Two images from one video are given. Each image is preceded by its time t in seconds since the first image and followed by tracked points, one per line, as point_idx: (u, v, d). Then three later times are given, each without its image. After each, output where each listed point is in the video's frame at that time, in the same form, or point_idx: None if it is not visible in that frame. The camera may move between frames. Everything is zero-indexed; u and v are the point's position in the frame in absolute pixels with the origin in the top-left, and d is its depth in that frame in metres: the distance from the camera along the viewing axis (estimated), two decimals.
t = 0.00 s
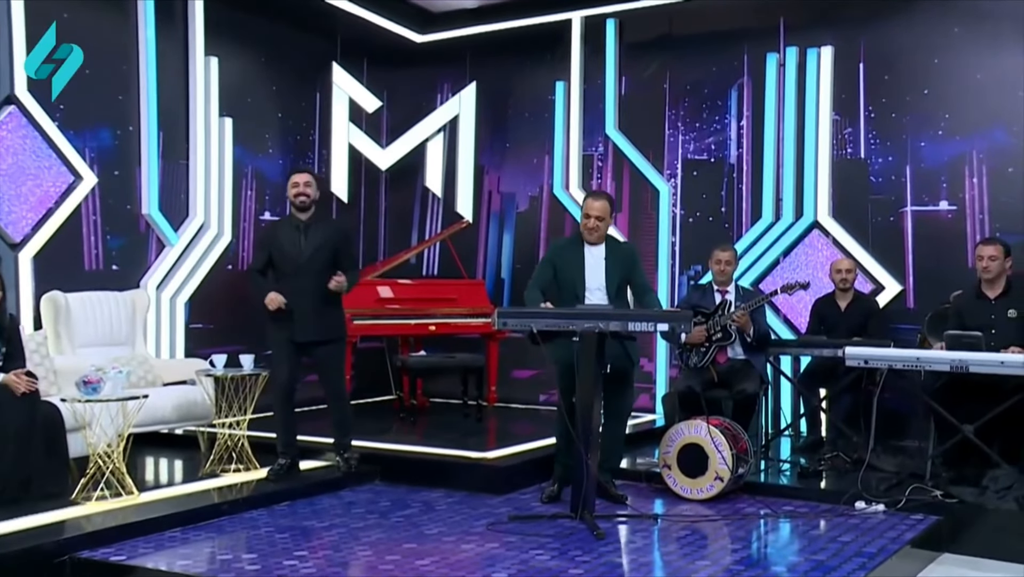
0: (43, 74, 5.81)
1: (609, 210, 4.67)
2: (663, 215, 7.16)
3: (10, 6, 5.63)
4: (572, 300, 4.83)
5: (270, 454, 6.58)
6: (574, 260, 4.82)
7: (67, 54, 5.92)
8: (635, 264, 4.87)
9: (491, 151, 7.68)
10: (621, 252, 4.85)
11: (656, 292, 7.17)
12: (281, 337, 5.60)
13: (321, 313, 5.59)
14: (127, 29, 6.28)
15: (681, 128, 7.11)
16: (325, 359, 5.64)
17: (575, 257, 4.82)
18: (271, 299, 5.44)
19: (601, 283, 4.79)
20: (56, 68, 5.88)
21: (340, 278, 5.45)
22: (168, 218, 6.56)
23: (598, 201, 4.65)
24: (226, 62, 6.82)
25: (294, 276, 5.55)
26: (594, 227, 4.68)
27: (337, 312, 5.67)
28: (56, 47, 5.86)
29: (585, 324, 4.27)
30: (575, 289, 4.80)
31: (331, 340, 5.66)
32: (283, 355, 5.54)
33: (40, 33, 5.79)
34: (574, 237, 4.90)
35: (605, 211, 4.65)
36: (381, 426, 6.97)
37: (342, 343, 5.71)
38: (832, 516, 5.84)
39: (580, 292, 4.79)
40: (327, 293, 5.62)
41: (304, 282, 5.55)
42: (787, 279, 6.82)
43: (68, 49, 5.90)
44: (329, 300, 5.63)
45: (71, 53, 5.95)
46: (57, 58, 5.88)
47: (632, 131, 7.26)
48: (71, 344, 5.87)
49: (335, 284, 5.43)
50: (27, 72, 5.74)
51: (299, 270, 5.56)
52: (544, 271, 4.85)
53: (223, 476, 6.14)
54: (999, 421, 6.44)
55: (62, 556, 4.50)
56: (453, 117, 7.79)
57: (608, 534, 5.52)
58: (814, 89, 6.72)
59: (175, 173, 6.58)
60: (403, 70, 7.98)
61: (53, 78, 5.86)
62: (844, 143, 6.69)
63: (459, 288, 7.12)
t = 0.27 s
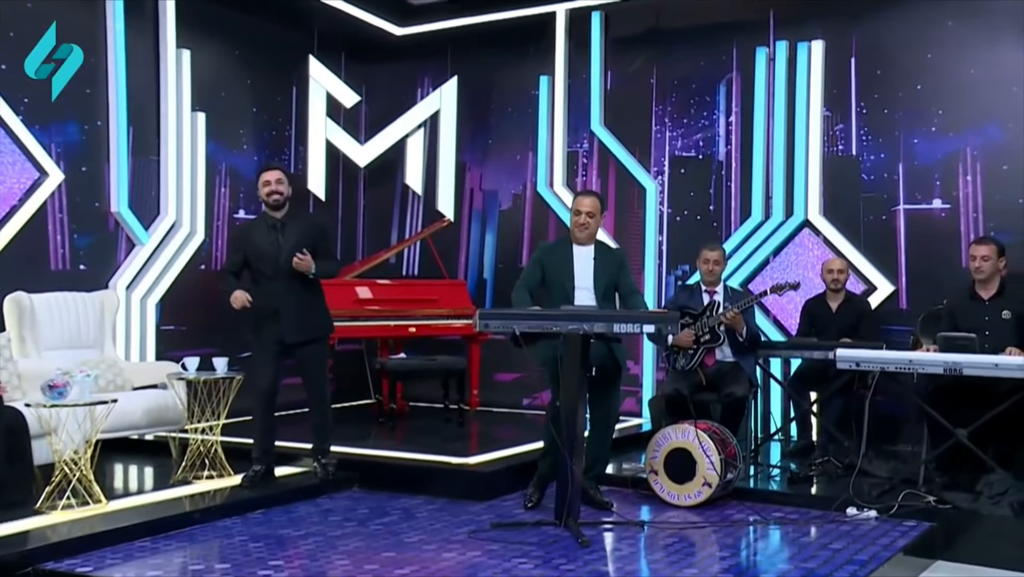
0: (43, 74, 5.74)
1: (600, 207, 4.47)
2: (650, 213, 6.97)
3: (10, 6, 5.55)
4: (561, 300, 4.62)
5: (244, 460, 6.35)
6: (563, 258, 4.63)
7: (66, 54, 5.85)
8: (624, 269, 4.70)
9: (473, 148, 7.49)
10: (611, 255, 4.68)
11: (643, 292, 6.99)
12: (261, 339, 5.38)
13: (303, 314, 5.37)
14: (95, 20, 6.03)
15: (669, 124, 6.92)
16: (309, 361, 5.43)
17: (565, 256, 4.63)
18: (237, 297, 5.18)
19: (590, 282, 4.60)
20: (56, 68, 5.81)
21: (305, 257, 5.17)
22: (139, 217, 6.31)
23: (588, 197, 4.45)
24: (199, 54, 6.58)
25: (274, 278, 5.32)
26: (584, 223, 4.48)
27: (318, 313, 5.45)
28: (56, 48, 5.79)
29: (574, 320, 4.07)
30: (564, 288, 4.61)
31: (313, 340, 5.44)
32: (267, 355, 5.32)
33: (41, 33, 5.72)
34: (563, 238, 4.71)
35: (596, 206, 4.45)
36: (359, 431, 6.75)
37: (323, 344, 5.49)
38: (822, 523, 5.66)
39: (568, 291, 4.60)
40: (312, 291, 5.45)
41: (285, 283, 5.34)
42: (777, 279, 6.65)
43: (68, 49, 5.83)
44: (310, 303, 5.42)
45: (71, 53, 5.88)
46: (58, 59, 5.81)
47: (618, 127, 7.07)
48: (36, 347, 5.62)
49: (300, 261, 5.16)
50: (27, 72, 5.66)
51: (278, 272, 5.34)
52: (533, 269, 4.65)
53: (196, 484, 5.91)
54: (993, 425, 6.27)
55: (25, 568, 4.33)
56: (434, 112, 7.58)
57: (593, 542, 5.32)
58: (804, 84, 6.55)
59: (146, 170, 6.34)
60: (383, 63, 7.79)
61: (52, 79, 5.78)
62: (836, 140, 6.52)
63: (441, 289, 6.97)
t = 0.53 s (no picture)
0: (43, 74, 5.65)
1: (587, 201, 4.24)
2: (636, 211, 6.76)
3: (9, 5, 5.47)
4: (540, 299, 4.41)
5: (214, 468, 6.10)
6: (544, 254, 4.40)
7: (67, 54, 5.77)
8: (606, 266, 4.49)
9: (452, 144, 7.25)
10: (593, 252, 4.46)
11: (628, 292, 6.78)
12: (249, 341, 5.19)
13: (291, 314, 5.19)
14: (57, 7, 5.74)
15: (655, 119, 6.72)
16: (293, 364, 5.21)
17: (546, 251, 4.41)
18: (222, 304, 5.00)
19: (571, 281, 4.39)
20: (56, 68, 5.72)
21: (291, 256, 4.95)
22: (104, 216, 6.02)
23: (577, 190, 4.21)
24: (168, 45, 6.32)
25: (261, 280, 5.12)
26: (571, 218, 4.23)
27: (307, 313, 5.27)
28: (56, 47, 5.71)
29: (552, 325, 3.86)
30: (543, 286, 4.39)
31: (302, 339, 5.24)
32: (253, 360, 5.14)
33: (40, 33, 5.63)
34: (544, 231, 4.48)
35: (584, 201, 4.22)
36: (335, 437, 6.50)
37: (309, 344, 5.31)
38: (813, 531, 5.44)
39: (548, 290, 4.38)
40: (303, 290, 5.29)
41: (273, 283, 5.15)
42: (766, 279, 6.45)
43: (68, 49, 5.74)
44: (298, 306, 5.24)
45: (72, 53, 5.79)
46: (57, 58, 5.72)
47: (603, 121, 6.85)
48: None
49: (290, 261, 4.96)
50: (27, 71, 5.57)
51: (264, 273, 5.13)
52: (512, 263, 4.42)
53: (163, 493, 5.65)
54: (987, 431, 6.06)
55: None
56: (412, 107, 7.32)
57: (577, 551, 5.07)
58: (794, 78, 6.36)
59: (112, 165, 6.07)
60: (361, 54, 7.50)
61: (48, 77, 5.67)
62: (826, 136, 6.33)
63: (421, 289, 6.74)
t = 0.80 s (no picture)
0: (43, 74, 5.53)
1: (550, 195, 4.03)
2: (621, 210, 6.54)
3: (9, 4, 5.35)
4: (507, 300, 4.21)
5: (183, 476, 5.83)
6: (509, 252, 4.18)
7: (66, 54, 5.66)
8: (577, 264, 4.23)
9: (431, 140, 7.02)
10: (562, 249, 4.20)
11: (614, 293, 6.55)
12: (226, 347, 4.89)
13: (273, 318, 4.90)
14: None
15: (641, 113, 6.50)
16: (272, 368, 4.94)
17: (511, 249, 4.18)
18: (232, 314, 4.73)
19: (536, 281, 4.17)
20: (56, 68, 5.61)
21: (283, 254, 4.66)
22: (68, 214, 5.73)
23: (539, 184, 4.01)
24: (135, 34, 6.06)
25: (248, 279, 4.84)
26: (535, 214, 4.03)
27: (292, 316, 4.98)
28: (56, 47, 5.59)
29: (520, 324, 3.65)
30: (507, 286, 4.19)
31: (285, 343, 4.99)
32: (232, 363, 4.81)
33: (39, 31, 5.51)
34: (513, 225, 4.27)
35: (546, 195, 4.01)
36: (309, 443, 6.24)
37: (292, 349, 5.02)
38: (804, 540, 5.22)
39: (511, 290, 4.17)
40: (288, 291, 5.02)
41: (260, 283, 4.88)
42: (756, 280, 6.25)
43: (68, 49, 5.64)
44: (281, 310, 4.94)
45: (71, 53, 5.68)
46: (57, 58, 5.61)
47: (587, 117, 6.63)
48: None
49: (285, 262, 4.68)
50: (26, 71, 5.45)
51: (251, 272, 4.86)
52: (478, 260, 4.21)
53: (129, 502, 5.39)
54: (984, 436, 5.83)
55: None
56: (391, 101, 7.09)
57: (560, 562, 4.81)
58: (785, 71, 6.16)
59: (76, 160, 5.77)
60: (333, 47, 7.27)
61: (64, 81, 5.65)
62: (818, 132, 6.12)
63: (399, 290, 6.51)
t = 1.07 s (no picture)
0: (44, 73, 5.48)
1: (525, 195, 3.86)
2: (611, 207, 6.35)
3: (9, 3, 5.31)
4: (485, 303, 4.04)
5: (157, 483, 5.61)
6: (484, 254, 4.00)
7: (67, 54, 5.59)
8: (555, 264, 4.06)
9: (415, 135, 6.82)
10: (539, 250, 4.03)
11: (603, 294, 6.36)
12: (200, 348, 4.62)
13: (252, 320, 4.68)
14: None
15: (632, 108, 6.32)
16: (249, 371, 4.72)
17: (487, 251, 4.00)
18: (217, 297, 4.51)
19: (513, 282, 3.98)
20: (56, 68, 5.55)
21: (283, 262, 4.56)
22: (38, 211, 5.50)
23: (513, 186, 3.83)
24: (108, 24, 5.85)
25: (230, 275, 4.61)
26: (510, 216, 3.85)
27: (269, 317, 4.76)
28: (56, 47, 5.54)
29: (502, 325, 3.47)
30: (483, 289, 4.01)
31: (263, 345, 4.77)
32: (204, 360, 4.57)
33: (39, 33, 5.47)
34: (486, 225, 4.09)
35: (521, 196, 3.84)
36: (289, 449, 6.00)
37: (268, 351, 4.78)
38: (799, 548, 4.95)
39: (488, 292, 3.99)
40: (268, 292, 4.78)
41: (244, 282, 4.66)
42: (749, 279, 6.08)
43: (68, 49, 5.56)
44: (259, 311, 4.72)
45: (72, 53, 5.61)
46: (57, 58, 5.55)
47: (575, 112, 6.45)
48: None
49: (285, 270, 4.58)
50: (26, 71, 5.40)
51: (232, 270, 4.63)
52: (453, 262, 4.03)
53: (102, 510, 5.17)
54: (987, 440, 5.58)
55: None
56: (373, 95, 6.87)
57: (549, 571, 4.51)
58: (779, 64, 5.98)
59: (47, 155, 5.54)
60: (313, 41, 7.08)
61: (50, 78, 5.51)
62: (813, 128, 5.96)
63: (382, 291, 6.31)
